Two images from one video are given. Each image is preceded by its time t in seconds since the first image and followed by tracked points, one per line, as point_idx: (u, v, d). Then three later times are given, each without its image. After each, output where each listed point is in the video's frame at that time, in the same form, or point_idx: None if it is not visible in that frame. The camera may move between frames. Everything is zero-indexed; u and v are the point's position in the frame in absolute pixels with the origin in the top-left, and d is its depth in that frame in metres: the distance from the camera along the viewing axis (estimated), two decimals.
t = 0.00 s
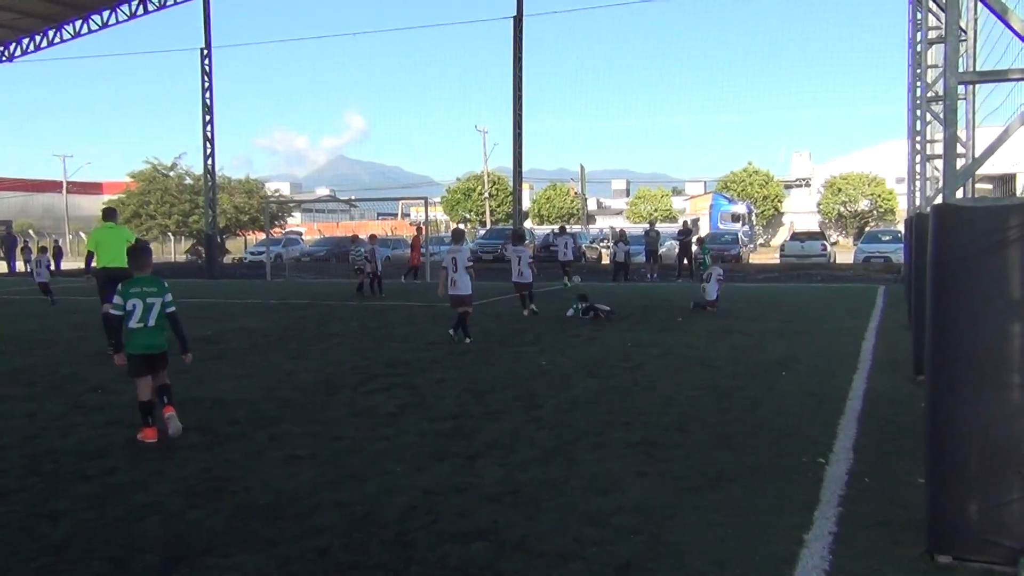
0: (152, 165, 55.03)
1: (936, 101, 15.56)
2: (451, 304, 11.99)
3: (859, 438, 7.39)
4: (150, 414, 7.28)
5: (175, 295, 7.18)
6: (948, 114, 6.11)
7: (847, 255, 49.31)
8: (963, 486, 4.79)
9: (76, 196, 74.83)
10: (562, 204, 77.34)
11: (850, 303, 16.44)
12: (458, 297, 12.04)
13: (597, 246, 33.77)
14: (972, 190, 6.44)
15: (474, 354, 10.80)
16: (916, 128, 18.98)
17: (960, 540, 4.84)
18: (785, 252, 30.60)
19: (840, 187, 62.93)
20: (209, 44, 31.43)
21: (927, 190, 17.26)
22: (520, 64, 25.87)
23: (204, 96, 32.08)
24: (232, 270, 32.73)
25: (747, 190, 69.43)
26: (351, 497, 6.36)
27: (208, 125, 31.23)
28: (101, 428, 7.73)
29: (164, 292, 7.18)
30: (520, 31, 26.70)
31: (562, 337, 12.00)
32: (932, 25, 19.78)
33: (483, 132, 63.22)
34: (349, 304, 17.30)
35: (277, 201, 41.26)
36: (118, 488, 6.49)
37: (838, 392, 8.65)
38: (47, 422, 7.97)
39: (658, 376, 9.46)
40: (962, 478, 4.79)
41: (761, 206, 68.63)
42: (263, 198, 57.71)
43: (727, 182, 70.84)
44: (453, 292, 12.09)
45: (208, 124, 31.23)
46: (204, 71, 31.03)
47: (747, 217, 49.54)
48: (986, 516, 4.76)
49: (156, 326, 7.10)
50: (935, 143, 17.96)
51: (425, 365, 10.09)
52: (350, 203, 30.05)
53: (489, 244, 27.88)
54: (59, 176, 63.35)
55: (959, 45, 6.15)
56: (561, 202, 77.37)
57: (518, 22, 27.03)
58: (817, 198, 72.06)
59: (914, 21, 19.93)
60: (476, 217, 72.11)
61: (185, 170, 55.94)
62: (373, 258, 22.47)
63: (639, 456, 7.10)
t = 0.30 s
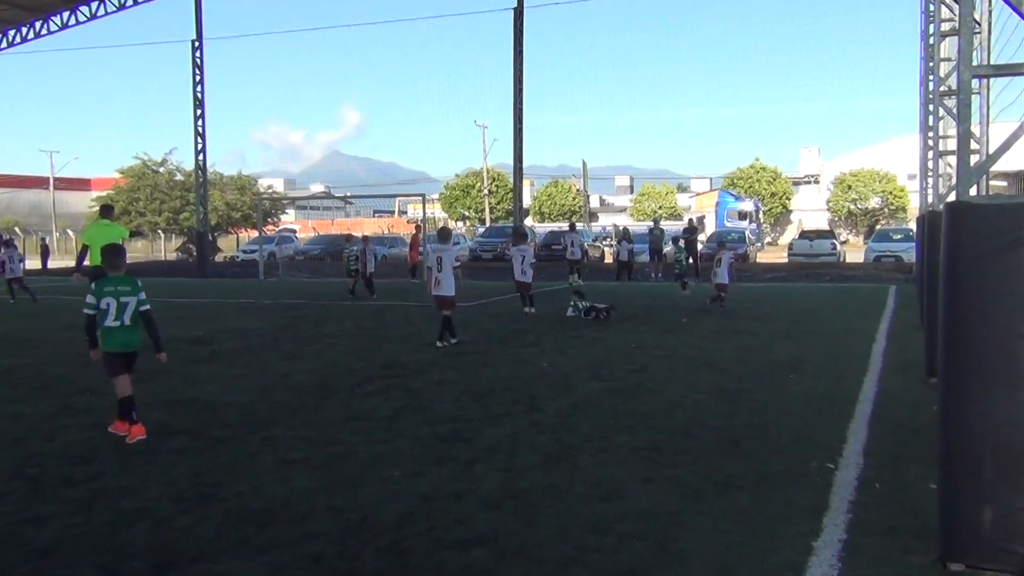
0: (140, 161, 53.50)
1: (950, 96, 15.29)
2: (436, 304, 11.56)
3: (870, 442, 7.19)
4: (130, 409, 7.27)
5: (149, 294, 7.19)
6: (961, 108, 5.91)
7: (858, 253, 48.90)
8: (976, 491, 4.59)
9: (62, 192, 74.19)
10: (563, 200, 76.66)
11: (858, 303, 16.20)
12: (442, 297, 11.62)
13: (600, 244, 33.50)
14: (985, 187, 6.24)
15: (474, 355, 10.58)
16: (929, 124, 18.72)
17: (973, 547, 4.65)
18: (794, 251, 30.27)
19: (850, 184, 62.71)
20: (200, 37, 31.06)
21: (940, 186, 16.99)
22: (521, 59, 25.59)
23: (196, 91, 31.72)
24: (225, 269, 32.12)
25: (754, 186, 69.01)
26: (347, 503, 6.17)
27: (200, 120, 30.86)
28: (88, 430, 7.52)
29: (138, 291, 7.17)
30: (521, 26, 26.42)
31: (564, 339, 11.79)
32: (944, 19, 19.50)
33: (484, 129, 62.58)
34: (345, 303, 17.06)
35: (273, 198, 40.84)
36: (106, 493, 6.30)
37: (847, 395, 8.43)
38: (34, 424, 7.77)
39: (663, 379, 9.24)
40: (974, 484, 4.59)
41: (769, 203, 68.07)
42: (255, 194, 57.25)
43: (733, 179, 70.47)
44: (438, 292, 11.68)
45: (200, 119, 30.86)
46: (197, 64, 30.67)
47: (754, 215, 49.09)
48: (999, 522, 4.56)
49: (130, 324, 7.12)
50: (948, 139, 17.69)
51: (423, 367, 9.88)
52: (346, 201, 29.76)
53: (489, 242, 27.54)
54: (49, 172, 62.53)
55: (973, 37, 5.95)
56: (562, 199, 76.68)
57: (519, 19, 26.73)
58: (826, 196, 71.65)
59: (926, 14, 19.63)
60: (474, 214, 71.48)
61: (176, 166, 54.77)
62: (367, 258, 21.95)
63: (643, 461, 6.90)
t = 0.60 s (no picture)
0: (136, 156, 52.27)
1: (966, 89, 14.98)
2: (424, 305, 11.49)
3: (884, 447, 6.97)
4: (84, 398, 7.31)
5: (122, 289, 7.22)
6: (979, 103, 5.71)
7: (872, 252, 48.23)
8: (994, 498, 4.37)
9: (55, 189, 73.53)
10: (568, 196, 75.78)
11: (871, 303, 15.93)
12: (430, 297, 11.56)
13: (606, 243, 33.22)
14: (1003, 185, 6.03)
15: (476, 357, 10.38)
16: (944, 119, 18.40)
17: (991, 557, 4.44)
18: (806, 250, 29.88)
19: (864, 181, 62.29)
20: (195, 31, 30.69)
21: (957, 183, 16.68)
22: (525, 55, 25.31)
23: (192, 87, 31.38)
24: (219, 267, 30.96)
25: (767, 182, 68.35)
26: (344, 508, 5.98)
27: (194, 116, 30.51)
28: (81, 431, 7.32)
29: (111, 286, 7.19)
30: (525, 21, 26.11)
31: (569, 340, 11.60)
32: (958, 13, 19.18)
33: (488, 124, 61.50)
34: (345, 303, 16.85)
35: (270, 193, 40.30)
36: (98, 498, 6.11)
37: (860, 399, 8.21)
38: (24, 427, 7.58)
39: (670, 381, 9.03)
40: (992, 491, 4.37)
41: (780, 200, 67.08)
42: (251, 190, 56.70)
43: (745, 176, 70.10)
44: (425, 292, 11.61)
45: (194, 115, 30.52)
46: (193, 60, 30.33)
47: (764, 212, 48.51)
48: (1019, 531, 4.35)
49: (104, 319, 7.09)
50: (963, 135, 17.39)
51: (424, 368, 9.68)
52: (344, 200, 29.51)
53: (490, 241, 27.08)
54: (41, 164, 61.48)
55: (992, 29, 5.75)
56: (567, 195, 75.75)
57: (522, 15, 26.43)
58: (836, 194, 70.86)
59: (941, 8, 19.32)
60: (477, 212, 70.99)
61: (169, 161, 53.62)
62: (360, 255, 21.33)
63: (650, 465, 6.70)
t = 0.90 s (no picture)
0: (123, 151, 47.73)
1: (988, 82, 14.51)
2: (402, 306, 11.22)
3: (902, 453, 6.73)
4: (42, 409, 7.02)
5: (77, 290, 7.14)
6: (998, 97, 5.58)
7: (890, 251, 46.90)
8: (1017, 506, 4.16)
9: (44, 184, 72.06)
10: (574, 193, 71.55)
11: (887, 305, 15.56)
12: (408, 298, 11.24)
13: (614, 241, 32.69)
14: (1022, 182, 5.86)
15: (480, 360, 10.13)
16: (964, 114, 17.91)
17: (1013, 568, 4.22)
18: (822, 249, 29.23)
19: (880, 177, 58.60)
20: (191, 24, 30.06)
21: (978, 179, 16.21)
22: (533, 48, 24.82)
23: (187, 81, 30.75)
24: (215, 267, 29.61)
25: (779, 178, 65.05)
26: (344, 514, 5.77)
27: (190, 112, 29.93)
28: (72, 435, 7.13)
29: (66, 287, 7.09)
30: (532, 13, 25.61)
31: (576, 343, 11.34)
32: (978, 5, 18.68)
33: (493, 119, 59.82)
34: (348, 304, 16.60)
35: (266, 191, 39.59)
36: (90, 503, 5.92)
37: (876, 404, 7.95)
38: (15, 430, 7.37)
39: (679, 386, 8.77)
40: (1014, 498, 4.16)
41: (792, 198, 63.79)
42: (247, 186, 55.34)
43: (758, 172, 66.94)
44: (403, 292, 11.32)
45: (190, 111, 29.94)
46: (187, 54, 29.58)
47: (779, 209, 47.31)
48: None
49: (60, 322, 7.00)
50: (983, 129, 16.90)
51: (426, 372, 9.44)
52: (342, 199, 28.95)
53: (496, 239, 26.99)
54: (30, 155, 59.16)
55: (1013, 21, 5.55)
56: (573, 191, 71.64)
57: (528, 10, 26.03)
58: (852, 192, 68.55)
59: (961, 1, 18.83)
60: (481, 209, 66.69)
61: (156, 156, 48.61)
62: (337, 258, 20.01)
63: (658, 471, 6.49)
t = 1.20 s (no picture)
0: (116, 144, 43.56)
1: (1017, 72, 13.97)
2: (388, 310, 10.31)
3: (926, 461, 6.45)
4: (23, 410, 6.79)
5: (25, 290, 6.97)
6: None
7: (913, 249, 45.54)
8: None
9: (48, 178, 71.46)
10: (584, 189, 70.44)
11: (908, 306, 15.11)
12: (392, 300, 10.32)
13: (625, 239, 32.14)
14: None
15: (486, 363, 9.84)
16: (989, 108, 17.32)
17: None
18: (841, 247, 28.53)
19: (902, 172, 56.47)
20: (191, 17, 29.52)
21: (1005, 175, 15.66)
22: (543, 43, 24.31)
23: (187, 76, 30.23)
24: (208, 265, 28.60)
25: (797, 174, 61.70)
26: (343, 523, 5.53)
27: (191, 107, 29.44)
28: (62, 439, 6.88)
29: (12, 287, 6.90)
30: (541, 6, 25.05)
31: (586, 345, 11.02)
32: None
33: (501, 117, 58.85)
34: (352, 303, 16.30)
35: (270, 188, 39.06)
36: (80, 511, 5.69)
37: (898, 409, 7.65)
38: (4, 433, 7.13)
39: (692, 390, 8.48)
40: None
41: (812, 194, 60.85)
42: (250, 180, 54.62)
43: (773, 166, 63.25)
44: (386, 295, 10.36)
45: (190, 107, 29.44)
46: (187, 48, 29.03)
47: (796, 205, 46.22)
48: None
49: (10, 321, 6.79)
50: (1011, 123, 16.31)
51: (430, 375, 9.16)
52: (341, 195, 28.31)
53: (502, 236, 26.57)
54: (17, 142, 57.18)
55: None
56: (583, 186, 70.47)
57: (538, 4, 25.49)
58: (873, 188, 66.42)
59: None
60: (486, 205, 65.04)
61: (154, 149, 44.36)
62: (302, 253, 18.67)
63: (671, 479, 6.22)
